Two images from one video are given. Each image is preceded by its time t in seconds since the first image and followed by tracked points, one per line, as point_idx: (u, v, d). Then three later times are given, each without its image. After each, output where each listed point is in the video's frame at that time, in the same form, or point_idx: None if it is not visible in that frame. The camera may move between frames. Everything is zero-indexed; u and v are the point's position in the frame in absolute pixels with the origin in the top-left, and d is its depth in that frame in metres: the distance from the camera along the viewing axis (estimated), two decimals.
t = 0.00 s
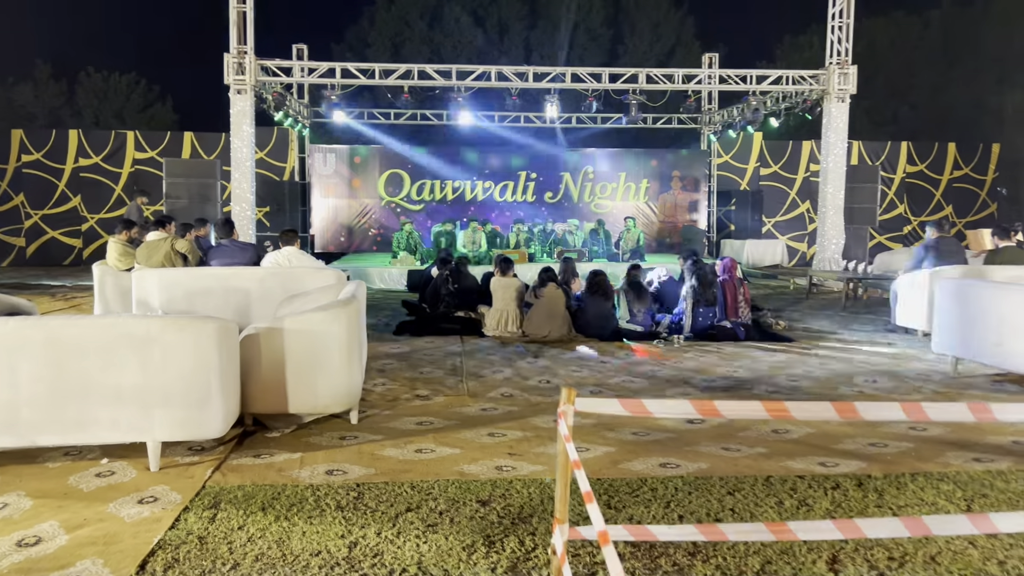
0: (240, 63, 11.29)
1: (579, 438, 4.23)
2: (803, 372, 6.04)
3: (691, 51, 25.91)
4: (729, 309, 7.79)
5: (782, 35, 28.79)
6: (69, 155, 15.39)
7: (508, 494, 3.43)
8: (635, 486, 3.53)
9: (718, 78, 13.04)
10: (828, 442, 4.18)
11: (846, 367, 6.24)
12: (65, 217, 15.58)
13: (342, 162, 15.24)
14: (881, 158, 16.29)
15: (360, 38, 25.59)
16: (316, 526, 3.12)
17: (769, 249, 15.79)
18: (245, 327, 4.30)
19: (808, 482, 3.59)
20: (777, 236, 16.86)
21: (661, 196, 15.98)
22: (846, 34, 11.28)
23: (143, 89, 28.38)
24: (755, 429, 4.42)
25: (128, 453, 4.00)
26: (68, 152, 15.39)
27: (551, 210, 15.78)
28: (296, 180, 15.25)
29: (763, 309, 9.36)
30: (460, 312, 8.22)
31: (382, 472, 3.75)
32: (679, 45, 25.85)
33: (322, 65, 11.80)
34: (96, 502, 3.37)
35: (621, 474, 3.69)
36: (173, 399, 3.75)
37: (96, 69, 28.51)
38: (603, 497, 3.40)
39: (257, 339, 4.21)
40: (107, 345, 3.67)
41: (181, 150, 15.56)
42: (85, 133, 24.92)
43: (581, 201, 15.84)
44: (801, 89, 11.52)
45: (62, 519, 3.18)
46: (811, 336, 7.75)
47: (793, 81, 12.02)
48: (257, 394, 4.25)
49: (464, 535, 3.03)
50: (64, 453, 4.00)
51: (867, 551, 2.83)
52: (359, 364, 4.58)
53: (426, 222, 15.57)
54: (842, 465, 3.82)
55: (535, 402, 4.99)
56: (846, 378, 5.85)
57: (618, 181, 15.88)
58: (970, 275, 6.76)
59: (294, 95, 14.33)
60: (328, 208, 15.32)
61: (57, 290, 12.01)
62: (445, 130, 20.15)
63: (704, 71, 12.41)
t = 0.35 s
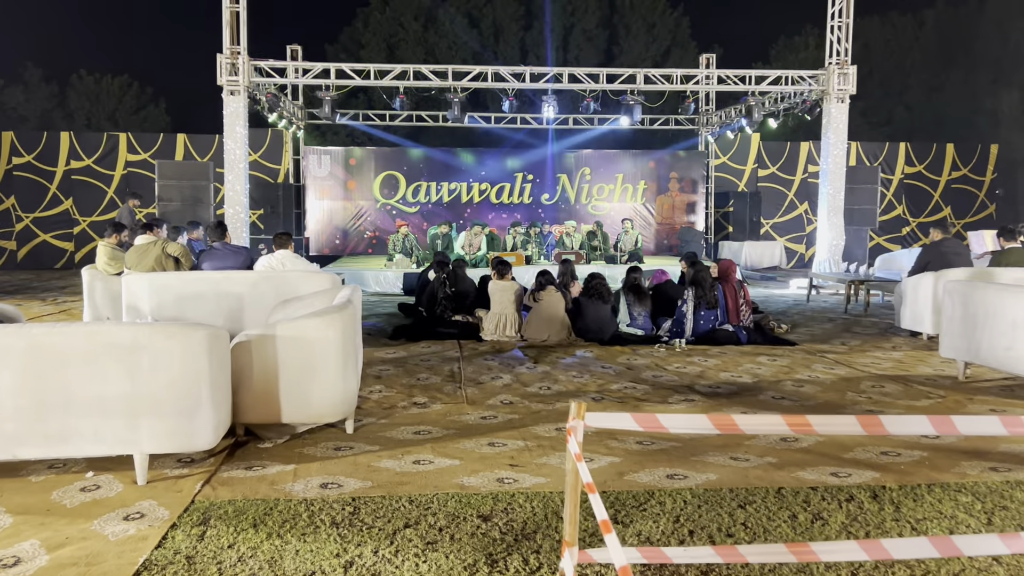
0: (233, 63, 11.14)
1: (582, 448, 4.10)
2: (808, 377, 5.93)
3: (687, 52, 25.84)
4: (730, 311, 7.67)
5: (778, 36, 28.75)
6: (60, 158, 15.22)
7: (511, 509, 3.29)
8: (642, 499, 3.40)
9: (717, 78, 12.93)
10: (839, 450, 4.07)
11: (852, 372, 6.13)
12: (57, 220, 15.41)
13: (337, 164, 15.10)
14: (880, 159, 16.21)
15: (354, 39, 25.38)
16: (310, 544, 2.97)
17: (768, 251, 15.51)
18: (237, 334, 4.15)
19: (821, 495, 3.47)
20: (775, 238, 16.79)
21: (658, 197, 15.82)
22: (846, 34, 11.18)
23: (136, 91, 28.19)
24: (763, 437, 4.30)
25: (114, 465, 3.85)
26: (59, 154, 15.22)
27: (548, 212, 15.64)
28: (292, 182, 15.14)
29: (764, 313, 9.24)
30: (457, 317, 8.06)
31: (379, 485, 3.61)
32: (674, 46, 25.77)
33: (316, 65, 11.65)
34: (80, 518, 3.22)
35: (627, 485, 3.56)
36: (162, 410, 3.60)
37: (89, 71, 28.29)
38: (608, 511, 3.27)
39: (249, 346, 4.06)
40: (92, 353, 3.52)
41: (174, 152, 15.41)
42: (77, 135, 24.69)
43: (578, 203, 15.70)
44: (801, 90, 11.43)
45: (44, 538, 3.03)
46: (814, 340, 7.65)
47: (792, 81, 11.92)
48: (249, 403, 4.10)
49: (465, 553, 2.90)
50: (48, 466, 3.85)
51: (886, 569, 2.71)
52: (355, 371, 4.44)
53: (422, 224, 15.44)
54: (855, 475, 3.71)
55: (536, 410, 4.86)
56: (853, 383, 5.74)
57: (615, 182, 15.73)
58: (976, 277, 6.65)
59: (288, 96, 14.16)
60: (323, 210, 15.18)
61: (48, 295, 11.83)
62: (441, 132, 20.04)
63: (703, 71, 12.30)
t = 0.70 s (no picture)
0: (233, 67, 11.04)
1: (594, 462, 3.97)
2: (821, 385, 5.80)
3: (688, 56, 25.77)
4: (738, 318, 7.58)
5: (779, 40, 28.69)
6: (59, 163, 15.10)
7: (524, 527, 3.16)
8: (660, 516, 3.28)
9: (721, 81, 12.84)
10: (859, 463, 3.94)
11: (865, 380, 6.00)
12: (55, 225, 15.27)
13: (338, 169, 14.98)
14: (883, 163, 16.09)
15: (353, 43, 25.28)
16: (315, 565, 2.85)
17: (771, 256, 15.89)
18: (238, 343, 4.03)
19: (845, 511, 3.35)
20: (778, 242, 16.68)
21: (661, 202, 15.66)
22: (850, 37, 11.11)
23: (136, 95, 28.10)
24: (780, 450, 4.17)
25: (112, 480, 3.73)
26: (57, 159, 15.10)
27: (550, 217, 15.52)
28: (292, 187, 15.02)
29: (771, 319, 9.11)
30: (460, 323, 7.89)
31: (386, 501, 3.48)
32: (675, 51, 25.70)
33: (318, 69, 11.54)
34: (74, 538, 3.09)
35: (643, 501, 3.44)
36: (160, 423, 3.47)
37: (88, 76, 28.18)
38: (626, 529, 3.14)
39: (250, 356, 3.94)
40: (88, 363, 3.39)
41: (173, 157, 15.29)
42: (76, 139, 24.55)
43: (580, 207, 15.59)
44: (806, 93, 11.33)
45: (37, 559, 2.90)
46: (824, 347, 7.52)
47: (797, 85, 11.83)
48: (250, 415, 3.97)
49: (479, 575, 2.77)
50: (42, 481, 3.72)
51: None
52: (359, 381, 4.31)
53: (423, 229, 15.33)
54: (877, 490, 3.59)
55: (544, 421, 4.73)
56: (867, 391, 5.61)
57: (617, 187, 15.61)
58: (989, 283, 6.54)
59: (288, 100, 14.03)
60: (324, 215, 15.06)
61: (45, 300, 11.70)
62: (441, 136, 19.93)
63: (707, 74, 12.21)
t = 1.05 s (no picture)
0: (229, 64, 10.88)
1: (603, 469, 3.85)
2: (830, 388, 5.68)
3: (687, 54, 25.60)
4: (743, 318, 7.47)
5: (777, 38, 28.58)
6: (53, 161, 14.94)
7: (532, 540, 3.04)
8: (674, 527, 3.15)
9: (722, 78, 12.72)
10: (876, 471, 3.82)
11: (875, 382, 5.88)
12: (50, 224, 15.10)
13: (335, 167, 14.86)
14: (885, 161, 15.98)
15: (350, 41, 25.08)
16: None
17: (772, 254, 15.71)
18: (233, 347, 3.89)
19: (865, 521, 3.22)
20: (779, 241, 16.56)
21: (661, 200, 15.53)
22: (854, 33, 10.99)
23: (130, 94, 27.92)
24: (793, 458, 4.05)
25: (102, 490, 3.59)
26: (51, 158, 14.94)
27: (549, 215, 15.38)
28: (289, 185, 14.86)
29: (776, 319, 8.98)
30: (461, 324, 7.77)
31: (388, 511, 3.34)
32: (674, 49, 25.57)
33: (315, 66, 11.37)
34: (61, 552, 2.95)
35: (655, 511, 3.31)
36: (152, 430, 3.34)
37: (83, 73, 27.95)
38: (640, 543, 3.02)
39: (246, 361, 3.80)
40: (75, 369, 3.26)
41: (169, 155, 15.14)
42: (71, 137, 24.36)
43: (579, 205, 15.45)
44: (810, 90, 11.19)
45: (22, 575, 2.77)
46: (831, 348, 7.40)
47: (800, 82, 11.69)
48: (246, 422, 3.84)
49: None
50: (30, 491, 3.58)
51: None
52: (359, 385, 4.17)
53: (422, 228, 15.17)
54: (896, 498, 3.46)
55: (549, 426, 4.60)
56: (878, 394, 5.49)
57: (617, 185, 15.48)
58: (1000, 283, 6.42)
59: (285, 98, 13.85)
60: (321, 214, 14.91)
61: (38, 301, 11.53)
62: (439, 134, 19.77)
63: (709, 71, 12.08)
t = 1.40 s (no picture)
0: (226, 57, 10.71)
1: (608, 471, 3.72)
2: (840, 385, 5.55)
3: (688, 49, 25.41)
4: (748, 314, 7.33)
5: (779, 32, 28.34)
6: (50, 157, 14.80)
7: (535, 545, 2.91)
8: (683, 530, 3.02)
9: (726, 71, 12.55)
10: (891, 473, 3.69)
11: (885, 380, 5.75)
12: (46, 221, 14.96)
13: (334, 163, 14.68)
14: (889, 155, 15.83)
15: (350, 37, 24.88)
16: None
17: (775, 250, 15.55)
18: (224, 345, 3.76)
19: (883, 524, 3.09)
20: (782, 236, 16.41)
21: (663, 195, 15.38)
22: (859, 25, 10.85)
23: (129, 90, 27.77)
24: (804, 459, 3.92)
25: (88, 493, 3.46)
26: (48, 154, 14.80)
27: (550, 211, 15.24)
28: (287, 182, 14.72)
29: (780, 315, 8.85)
30: (461, 321, 7.63)
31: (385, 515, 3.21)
32: (675, 43, 25.39)
33: (313, 60, 11.21)
34: (44, 560, 2.82)
35: (663, 514, 3.18)
36: (140, 432, 3.21)
37: (81, 70, 27.85)
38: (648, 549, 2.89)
39: (238, 359, 3.66)
40: (58, 368, 3.12)
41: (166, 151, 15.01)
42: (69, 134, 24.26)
43: (580, 201, 15.29)
44: (814, 83, 11.02)
45: None
46: (838, 344, 7.27)
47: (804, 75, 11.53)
48: (239, 422, 3.71)
49: None
50: (13, 495, 3.44)
51: None
52: (356, 385, 4.04)
53: (421, 224, 15.01)
54: (914, 500, 3.33)
55: (552, 425, 4.47)
56: (888, 391, 5.36)
57: (618, 180, 15.33)
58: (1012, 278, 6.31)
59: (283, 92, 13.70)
60: (320, 210, 14.77)
61: (34, 298, 11.39)
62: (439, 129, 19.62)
63: (712, 64, 11.92)
